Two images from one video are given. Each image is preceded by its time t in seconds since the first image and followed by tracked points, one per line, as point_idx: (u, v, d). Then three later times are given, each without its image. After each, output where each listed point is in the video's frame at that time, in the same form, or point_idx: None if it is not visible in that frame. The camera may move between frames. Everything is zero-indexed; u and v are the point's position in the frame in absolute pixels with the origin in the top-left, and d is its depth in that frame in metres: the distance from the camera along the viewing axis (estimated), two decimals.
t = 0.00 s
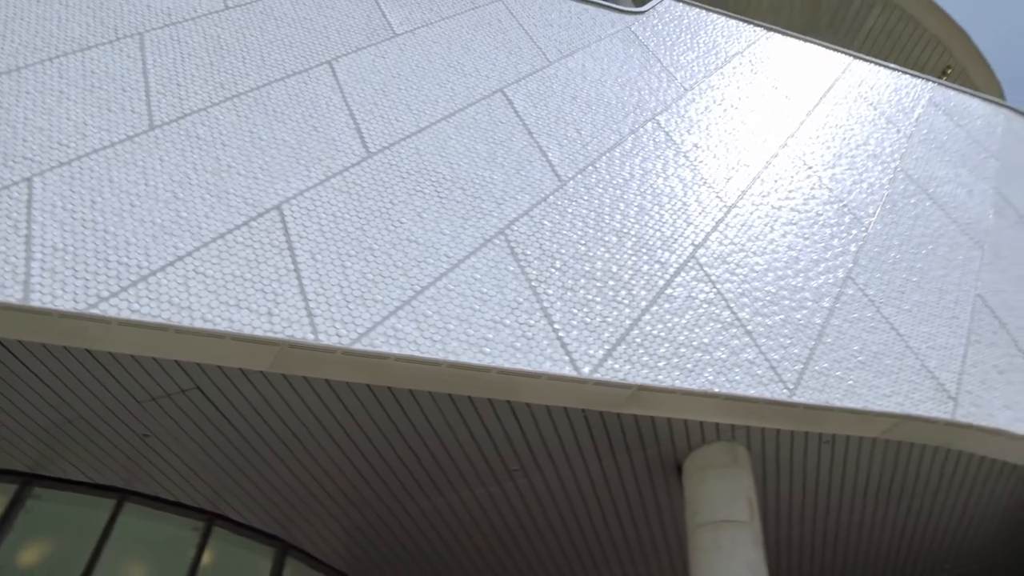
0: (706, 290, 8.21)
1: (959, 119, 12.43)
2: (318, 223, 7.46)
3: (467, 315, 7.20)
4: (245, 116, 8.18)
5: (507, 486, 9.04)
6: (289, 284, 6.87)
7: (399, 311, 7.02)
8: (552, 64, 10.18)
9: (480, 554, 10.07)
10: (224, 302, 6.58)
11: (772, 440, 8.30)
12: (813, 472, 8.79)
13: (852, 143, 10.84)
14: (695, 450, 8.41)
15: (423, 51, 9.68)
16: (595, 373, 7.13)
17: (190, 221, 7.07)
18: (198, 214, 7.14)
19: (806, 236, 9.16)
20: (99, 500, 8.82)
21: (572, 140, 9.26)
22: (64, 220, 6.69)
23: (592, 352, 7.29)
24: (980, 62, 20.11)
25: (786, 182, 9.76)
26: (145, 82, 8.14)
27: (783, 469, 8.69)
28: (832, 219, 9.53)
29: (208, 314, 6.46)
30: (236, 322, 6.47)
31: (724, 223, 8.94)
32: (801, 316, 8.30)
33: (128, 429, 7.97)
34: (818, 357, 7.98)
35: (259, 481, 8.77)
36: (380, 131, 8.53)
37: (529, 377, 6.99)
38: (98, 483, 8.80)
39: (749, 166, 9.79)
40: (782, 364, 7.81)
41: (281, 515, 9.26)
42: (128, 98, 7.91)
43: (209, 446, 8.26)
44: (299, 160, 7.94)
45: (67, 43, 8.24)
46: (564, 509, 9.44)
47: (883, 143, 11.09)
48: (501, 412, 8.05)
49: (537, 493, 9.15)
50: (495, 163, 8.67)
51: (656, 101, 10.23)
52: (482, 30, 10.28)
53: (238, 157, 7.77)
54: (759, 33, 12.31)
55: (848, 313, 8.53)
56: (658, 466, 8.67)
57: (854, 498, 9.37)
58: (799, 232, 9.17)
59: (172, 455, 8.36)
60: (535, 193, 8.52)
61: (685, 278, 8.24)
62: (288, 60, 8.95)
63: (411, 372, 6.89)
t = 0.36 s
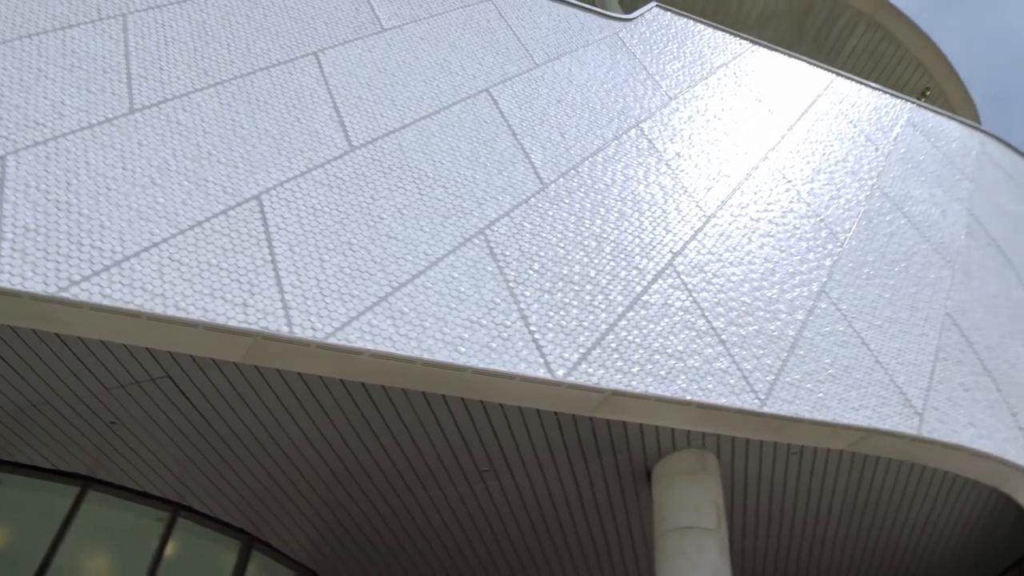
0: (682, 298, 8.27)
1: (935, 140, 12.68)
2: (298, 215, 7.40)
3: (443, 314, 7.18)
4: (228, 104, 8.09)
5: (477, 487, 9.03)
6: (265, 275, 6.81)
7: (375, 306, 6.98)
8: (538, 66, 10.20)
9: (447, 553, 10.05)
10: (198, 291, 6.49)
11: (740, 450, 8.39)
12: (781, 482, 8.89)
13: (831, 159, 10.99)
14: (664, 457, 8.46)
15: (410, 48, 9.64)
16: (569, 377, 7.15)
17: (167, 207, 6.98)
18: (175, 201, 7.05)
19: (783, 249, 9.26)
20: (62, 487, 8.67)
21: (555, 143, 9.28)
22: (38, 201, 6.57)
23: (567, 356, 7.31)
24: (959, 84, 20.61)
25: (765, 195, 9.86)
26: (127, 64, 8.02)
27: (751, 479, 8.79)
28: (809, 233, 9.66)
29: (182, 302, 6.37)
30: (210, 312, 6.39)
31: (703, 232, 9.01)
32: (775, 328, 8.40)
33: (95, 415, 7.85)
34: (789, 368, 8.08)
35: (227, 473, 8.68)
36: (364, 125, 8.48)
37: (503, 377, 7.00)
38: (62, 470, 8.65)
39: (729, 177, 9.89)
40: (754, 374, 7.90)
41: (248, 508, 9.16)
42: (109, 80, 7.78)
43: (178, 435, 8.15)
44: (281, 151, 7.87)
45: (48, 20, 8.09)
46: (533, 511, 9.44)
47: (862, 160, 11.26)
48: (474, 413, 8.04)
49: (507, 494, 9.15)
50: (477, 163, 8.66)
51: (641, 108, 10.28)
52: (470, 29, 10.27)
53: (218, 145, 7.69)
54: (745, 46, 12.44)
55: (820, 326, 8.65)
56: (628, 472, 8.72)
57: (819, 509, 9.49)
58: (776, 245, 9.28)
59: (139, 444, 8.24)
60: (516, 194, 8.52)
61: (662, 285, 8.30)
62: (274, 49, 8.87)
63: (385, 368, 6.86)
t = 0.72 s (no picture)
0: (660, 304, 8.32)
1: (914, 158, 12.89)
2: (279, 206, 7.34)
3: (421, 311, 7.16)
4: (212, 92, 8.01)
5: (450, 486, 9.01)
6: (243, 266, 6.75)
7: (354, 302, 6.95)
8: (525, 68, 10.20)
9: (416, 551, 10.01)
10: (174, 279, 6.42)
11: (711, 457, 8.45)
12: (751, 491, 8.98)
13: (811, 173, 11.12)
14: (636, 462, 8.50)
15: (398, 43, 9.60)
16: (545, 379, 7.17)
17: (145, 193, 6.89)
18: (154, 187, 6.96)
19: (760, 259, 9.36)
20: (27, 474, 8.51)
21: (540, 145, 9.29)
22: (13, 182, 6.45)
23: (543, 358, 7.33)
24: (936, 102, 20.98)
25: (745, 205, 9.95)
26: (110, 47, 7.90)
27: (721, 486, 8.86)
28: (787, 245, 9.76)
29: (157, 290, 6.29)
30: (186, 301, 6.32)
31: (682, 240, 9.08)
32: (750, 338, 8.49)
33: (64, 401, 7.72)
34: (762, 378, 8.17)
35: (197, 464, 8.57)
36: (349, 119, 8.43)
37: (478, 377, 7.00)
38: (27, 456, 8.49)
39: (711, 186, 9.96)
40: (727, 383, 7.98)
41: (217, 500, 9.06)
42: (91, 61, 7.66)
43: (148, 424, 8.04)
44: (264, 141, 7.80)
45: None
46: (504, 512, 9.44)
47: (841, 175, 11.40)
48: (449, 413, 8.02)
49: (479, 494, 9.14)
50: (461, 162, 8.64)
51: (626, 114, 10.32)
52: (459, 27, 10.24)
53: (200, 133, 7.60)
54: (731, 57, 12.55)
55: (794, 337, 8.76)
56: (600, 475, 8.74)
57: (787, 518, 9.59)
58: (754, 255, 9.37)
59: (108, 432, 8.12)
60: (499, 195, 8.52)
61: (640, 291, 8.34)
62: (261, 38, 8.79)
63: (360, 364, 6.82)
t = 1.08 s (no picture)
0: (639, 310, 8.37)
1: (893, 174, 13.06)
2: (261, 198, 7.28)
3: (401, 308, 7.14)
4: (197, 79, 7.92)
5: (423, 484, 8.98)
6: (223, 256, 6.68)
7: (333, 296, 6.91)
8: (513, 69, 10.20)
9: (387, 548, 9.97)
10: (152, 267, 6.34)
11: (685, 463, 8.51)
12: (723, 497, 9.04)
13: (793, 185, 11.23)
14: (610, 466, 8.52)
15: (388, 39, 9.56)
16: (522, 380, 7.18)
17: (125, 179, 6.80)
18: (135, 173, 6.87)
19: (740, 268, 9.45)
20: None
21: (525, 147, 9.30)
22: None
23: (521, 359, 7.34)
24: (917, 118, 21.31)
25: (726, 214, 10.03)
26: (94, 29, 7.77)
27: (693, 491, 8.91)
28: (767, 255, 9.86)
29: (134, 277, 6.22)
30: (162, 289, 6.25)
31: (664, 246, 9.13)
32: (727, 346, 8.57)
33: (34, 387, 7.60)
34: (738, 386, 8.25)
35: (167, 454, 8.47)
36: (335, 113, 8.38)
37: (456, 376, 7.00)
38: None
39: (694, 194, 10.03)
40: (703, 390, 8.04)
41: (187, 491, 8.96)
42: (74, 42, 7.53)
43: (119, 413, 7.93)
44: (248, 132, 7.73)
45: None
46: (477, 511, 9.42)
47: (822, 188, 11.53)
48: (424, 411, 8.00)
49: (452, 492, 9.11)
50: (446, 160, 8.62)
51: (612, 119, 10.36)
52: (449, 24, 10.22)
53: (184, 120, 7.52)
54: (718, 67, 12.64)
55: (770, 347, 8.85)
56: (574, 478, 8.76)
57: (757, 524, 9.67)
58: (735, 264, 9.45)
59: (77, 419, 8.00)
60: (482, 194, 8.52)
61: (620, 296, 8.38)
62: (249, 28, 8.71)
63: (338, 360, 6.79)
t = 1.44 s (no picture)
0: (618, 314, 8.40)
1: (873, 189, 13.23)
2: (243, 188, 7.21)
3: (381, 305, 7.11)
4: (182, 67, 7.84)
5: (396, 481, 8.94)
6: (202, 246, 6.61)
7: (313, 290, 6.85)
8: (501, 69, 10.20)
9: (358, 544, 9.92)
10: (130, 254, 6.26)
11: (659, 468, 8.55)
12: (695, 503, 9.11)
13: (774, 196, 11.34)
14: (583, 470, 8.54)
15: (377, 34, 9.51)
16: (500, 381, 7.17)
17: (105, 164, 6.70)
18: (115, 159, 6.78)
19: (719, 277, 9.53)
20: None
21: (511, 148, 9.30)
22: None
23: (499, 360, 7.34)
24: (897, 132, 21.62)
25: (708, 223, 10.11)
26: (79, 10, 7.65)
27: (666, 497, 8.97)
28: (746, 264, 9.95)
29: (111, 264, 6.13)
30: (140, 277, 6.17)
31: (645, 252, 9.18)
32: (704, 354, 8.64)
33: (4, 371, 7.48)
34: (713, 394, 8.32)
35: (138, 444, 8.36)
36: (321, 106, 8.33)
37: (433, 375, 6.98)
38: None
39: (677, 201, 10.09)
40: (679, 396, 8.10)
41: (157, 481, 8.86)
42: (58, 23, 7.41)
43: (90, 401, 7.82)
44: (232, 121, 7.65)
45: None
46: (449, 510, 9.40)
47: (802, 201, 11.65)
48: (400, 409, 7.97)
49: (425, 490, 9.08)
50: (432, 158, 8.60)
51: (598, 124, 10.40)
52: (438, 22, 10.19)
53: (167, 107, 7.43)
54: (705, 76, 12.73)
55: (747, 356, 8.94)
56: (548, 480, 8.77)
57: (728, 531, 9.74)
58: (714, 272, 9.53)
59: (47, 405, 7.88)
60: (466, 194, 8.50)
61: (600, 300, 8.41)
62: (237, 17, 8.63)
63: (314, 354, 6.74)
